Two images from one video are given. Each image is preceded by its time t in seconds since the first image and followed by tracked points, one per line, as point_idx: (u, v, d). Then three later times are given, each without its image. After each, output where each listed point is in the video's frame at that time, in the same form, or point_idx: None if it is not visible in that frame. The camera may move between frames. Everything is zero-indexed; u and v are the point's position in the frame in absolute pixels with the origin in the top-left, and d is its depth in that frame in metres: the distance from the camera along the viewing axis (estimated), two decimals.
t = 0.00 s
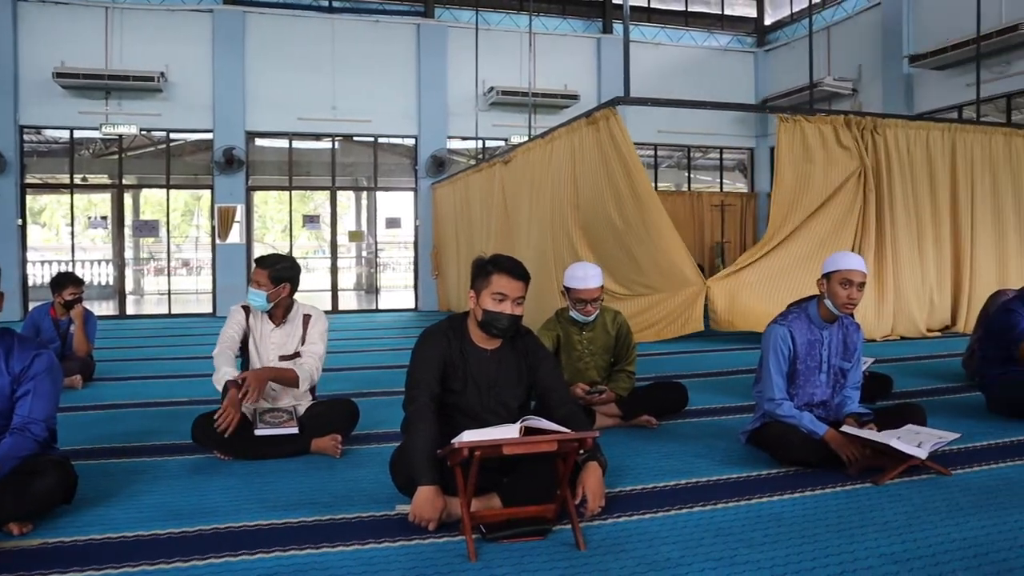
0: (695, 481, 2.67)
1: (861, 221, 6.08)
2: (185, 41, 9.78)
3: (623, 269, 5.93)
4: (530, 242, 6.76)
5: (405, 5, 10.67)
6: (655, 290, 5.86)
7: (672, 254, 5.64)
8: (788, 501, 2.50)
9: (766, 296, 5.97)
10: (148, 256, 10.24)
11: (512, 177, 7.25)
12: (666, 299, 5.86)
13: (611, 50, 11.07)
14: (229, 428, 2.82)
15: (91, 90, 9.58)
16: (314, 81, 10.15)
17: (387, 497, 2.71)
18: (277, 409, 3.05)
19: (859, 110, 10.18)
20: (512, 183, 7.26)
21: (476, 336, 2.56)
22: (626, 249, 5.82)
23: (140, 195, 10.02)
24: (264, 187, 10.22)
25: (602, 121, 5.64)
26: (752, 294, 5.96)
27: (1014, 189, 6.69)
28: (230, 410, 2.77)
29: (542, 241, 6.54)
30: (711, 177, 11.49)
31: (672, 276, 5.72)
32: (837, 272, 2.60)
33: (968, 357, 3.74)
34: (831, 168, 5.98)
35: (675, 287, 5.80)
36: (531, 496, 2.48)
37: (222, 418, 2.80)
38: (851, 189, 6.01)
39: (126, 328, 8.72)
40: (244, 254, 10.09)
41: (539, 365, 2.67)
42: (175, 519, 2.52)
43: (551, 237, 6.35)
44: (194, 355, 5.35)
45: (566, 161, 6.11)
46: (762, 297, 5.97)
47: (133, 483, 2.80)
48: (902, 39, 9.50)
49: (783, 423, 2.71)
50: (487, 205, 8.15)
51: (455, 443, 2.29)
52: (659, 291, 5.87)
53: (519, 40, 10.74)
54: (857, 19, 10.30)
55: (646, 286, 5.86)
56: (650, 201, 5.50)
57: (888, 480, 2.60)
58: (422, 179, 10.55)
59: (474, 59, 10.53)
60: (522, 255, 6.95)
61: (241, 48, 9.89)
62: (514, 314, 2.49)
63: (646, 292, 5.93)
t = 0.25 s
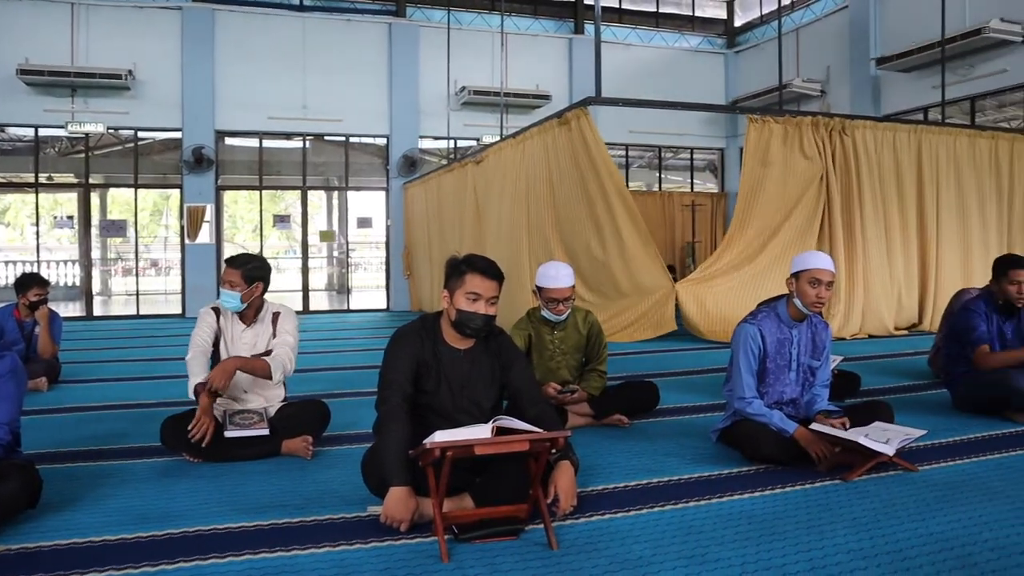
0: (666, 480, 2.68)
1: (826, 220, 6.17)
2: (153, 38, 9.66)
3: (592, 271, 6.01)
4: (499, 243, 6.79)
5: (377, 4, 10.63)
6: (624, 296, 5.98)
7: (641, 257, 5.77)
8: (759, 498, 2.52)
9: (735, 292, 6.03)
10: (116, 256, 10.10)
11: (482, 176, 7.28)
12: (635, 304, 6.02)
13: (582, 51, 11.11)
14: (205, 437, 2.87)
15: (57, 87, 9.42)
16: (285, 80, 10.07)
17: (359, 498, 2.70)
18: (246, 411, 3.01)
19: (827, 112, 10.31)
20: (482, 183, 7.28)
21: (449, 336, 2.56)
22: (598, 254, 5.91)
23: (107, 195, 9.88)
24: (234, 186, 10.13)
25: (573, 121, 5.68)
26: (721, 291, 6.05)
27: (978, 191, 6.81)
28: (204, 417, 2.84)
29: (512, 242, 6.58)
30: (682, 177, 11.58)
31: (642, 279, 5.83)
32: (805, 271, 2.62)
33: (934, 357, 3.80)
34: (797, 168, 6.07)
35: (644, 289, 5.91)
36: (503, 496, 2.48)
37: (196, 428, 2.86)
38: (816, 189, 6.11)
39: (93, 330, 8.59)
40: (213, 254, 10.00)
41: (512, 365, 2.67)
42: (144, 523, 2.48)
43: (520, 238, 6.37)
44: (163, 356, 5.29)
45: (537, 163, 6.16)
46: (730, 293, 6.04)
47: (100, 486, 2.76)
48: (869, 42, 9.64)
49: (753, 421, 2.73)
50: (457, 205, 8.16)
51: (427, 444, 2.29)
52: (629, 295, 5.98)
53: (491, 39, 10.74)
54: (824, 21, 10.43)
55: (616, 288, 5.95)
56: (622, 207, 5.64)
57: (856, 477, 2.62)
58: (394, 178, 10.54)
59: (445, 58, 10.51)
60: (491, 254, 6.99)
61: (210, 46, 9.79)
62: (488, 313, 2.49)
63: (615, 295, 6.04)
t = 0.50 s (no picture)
0: (637, 478, 2.70)
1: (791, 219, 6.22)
2: (120, 34, 9.52)
3: (563, 273, 6.06)
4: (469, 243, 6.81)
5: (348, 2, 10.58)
6: (596, 297, 6.03)
7: (612, 259, 5.86)
8: (729, 496, 2.54)
9: (702, 291, 6.04)
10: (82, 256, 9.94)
11: (452, 176, 7.31)
12: (605, 305, 6.06)
13: (554, 51, 11.14)
14: (178, 439, 2.86)
15: (20, 84, 9.25)
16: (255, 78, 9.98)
17: (330, 500, 2.68)
18: (216, 412, 2.99)
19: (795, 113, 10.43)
20: (454, 182, 7.29)
21: (421, 336, 2.55)
22: (570, 254, 5.98)
23: (73, 194, 9.73)
24: (203, 186, 10.03)
25: (544, 121, 5.77)
26: (687, 289, 6.07)
27: (943, 192, 6.92)
28: (177, 421, 2.82)
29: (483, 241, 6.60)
30: (652, 177, 11.65)
31: (611, 281, 5.91)
32: (775, 270, 2.65)
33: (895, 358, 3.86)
34: (766, 168, 6.14)
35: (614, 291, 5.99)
36: (475, 496, 2.48)
37: (168, 431, 2.84)
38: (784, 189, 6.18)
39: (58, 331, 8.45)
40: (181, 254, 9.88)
41: (484, 365, 2.67)
42: (111, 527, 2.45)
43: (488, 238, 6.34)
44: (131, 358, 5.21)
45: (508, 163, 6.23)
46: (697, 293, 6.04)
47: (67, 490, 2.72)
48: (837, 44, 9.77)
49: (723, 419, 2.75)
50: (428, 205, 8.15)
51: (398, 444, 2.28)
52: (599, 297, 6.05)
53: (462, 39, 10.73)
54: (793, 23, 10.56)
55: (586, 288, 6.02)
56: (591, 207, 5.72)
57: (824, 474, 2.65)
58: (365, 178, 10.51)
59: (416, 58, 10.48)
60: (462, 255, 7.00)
61: (178, 43, 9.67)
62: (461, 313, 2.48)
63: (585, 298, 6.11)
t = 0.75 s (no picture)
0: (608, 478, 2.70)
1: (759, 218, 6.26)
2: (86, 31, 9.40)
3: (536, 274, 6.08)
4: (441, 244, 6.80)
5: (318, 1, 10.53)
6: (566, 298, 6.05)
7: (582, 260, 5.88)
8: (699, 493, 2.55)
9: (671, 290, 6.05)
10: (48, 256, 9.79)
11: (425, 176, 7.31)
12: (575, 306, 6.05)
13: (525, 50, 11.16)
14: (152, 445, 2.82)
15: None
16: (224, 76, 9.89)
17: (299, 502, 2.65)
18: (184, 413, 2.95)
19: (765, 114, 10.54)
20: (426, 182, 7.28)
21: (391, 336, 2.53)
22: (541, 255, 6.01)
23: (38, 193, 9.58)
24: (171, 185, 9.93)
25: (516, 120, 5.79)
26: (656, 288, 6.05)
27: (909, 192, 7.02)
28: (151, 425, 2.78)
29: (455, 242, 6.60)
30: (624, 177, 11.71)
31: (582, 281, 5.94)
32: (744, 270, 2.66)
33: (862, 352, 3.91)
34: (735, 168, 6.17)
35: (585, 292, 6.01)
36: (445, 495, 2.48)
37: (143, 436, 2.80)
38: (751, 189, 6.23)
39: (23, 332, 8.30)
40: (149, 254, 9.76)
41: (455, 365, 2.67)
42: (76, 531, 2.40)
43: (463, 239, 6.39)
44: (97, 359, 5.14)
45: (482, 162, 6.24)
46: (666, 293, 6.04)
47: (30, 494, 2.67)
48: (806, 46, 9.89)
49: (693, 417, 2.76)
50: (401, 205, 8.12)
51: (368, 444, 2.26)
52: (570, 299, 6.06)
53: (434, 38, 10.72)
54: (762, 25, 10.67)
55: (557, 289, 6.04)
56: (561, 206, 5.73)
57: (793, 471, 2.67)
58: (336, 177, 10.44)
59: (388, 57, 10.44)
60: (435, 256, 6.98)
61: (146, 40, 9.56)
62: (432, 313, 2.47)
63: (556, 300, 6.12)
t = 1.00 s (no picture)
0: (580, 476, 2.71)
1: (728, 218, 6.30)
2: (51, 28, 9.27)
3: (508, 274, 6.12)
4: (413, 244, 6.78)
5: None
6: (538, 299, 6.08)
7: (553, 261, 5.90)
8: (671, 492, 2.56)
9: (641, 292, 6.10)
10: (14, 256, 9.63)
11: (397, 175, 7.28)
12: (547, 307, 6.08)
13: (497, 50, 11.17)
14: (124, 448, 2.77)
15: None
16: (193, 74, 9.80)
17: (270, 503, 2.63)
18: (151, 415, 2.93)
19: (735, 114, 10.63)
20: (399, 181, 7.26)
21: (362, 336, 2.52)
22: (512, 254, 6.04)
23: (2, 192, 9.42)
24: (140, 184, 9.82)
25: (487, 120, 5.80)
26: (626, 291, 6.09)
27: (877, 192, 7.12)
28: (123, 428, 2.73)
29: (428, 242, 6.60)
30: (596, 177, 11.75)
31: (554, 282, 5.96)
32: (713, 269, 2.68)
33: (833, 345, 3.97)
34: (705, 166, 6.17)
35: (556, 293, 6.04)
36: (417, 496, 2.47)
37: (115, 439, 2.75)
38: (719, 189, 6.28)
39: None
40: (117, 254, 9.64)
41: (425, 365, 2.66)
42: (41, 535, 2.37)
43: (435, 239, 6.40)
44: (64, 361, 5.06)
45: (453, 162, 6.23)
46: (636, 295, 6.09)
47: None
48: (775, 47, 10.00)
49: (664, 416, 2.77)
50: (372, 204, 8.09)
51: (338, 446, 2.25)
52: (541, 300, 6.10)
53: (406, 38, 10.70)
54: (733, 26, 10.76)
55: (529, 291, 6.07)
56: (532, 207, 5.75)
57: (763, 469, 2.70)
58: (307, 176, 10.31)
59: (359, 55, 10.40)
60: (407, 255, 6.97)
61: (113, 37, 9.44)
62: (402, 313, 2.46)
63: (527, 300, 6.15)
